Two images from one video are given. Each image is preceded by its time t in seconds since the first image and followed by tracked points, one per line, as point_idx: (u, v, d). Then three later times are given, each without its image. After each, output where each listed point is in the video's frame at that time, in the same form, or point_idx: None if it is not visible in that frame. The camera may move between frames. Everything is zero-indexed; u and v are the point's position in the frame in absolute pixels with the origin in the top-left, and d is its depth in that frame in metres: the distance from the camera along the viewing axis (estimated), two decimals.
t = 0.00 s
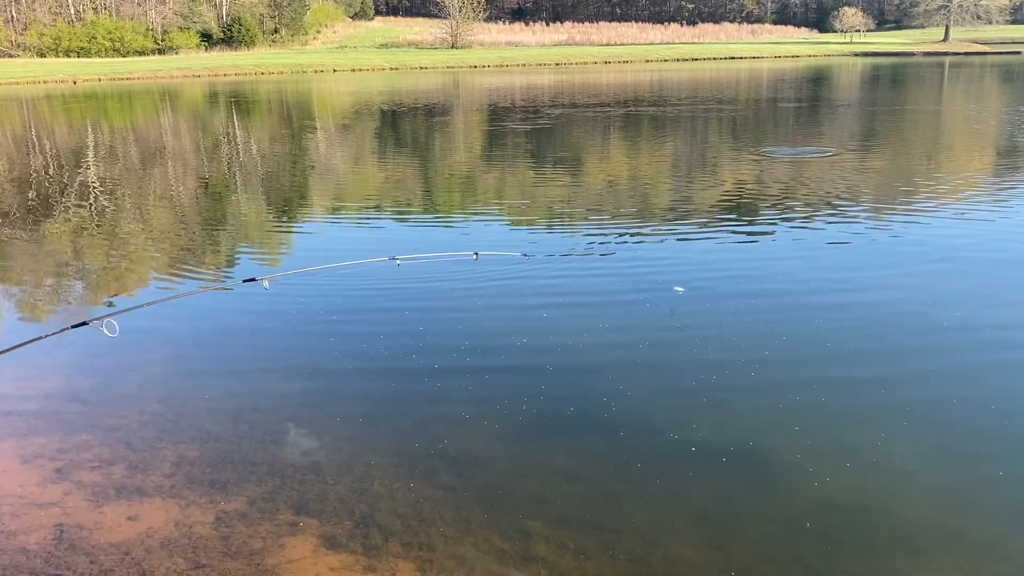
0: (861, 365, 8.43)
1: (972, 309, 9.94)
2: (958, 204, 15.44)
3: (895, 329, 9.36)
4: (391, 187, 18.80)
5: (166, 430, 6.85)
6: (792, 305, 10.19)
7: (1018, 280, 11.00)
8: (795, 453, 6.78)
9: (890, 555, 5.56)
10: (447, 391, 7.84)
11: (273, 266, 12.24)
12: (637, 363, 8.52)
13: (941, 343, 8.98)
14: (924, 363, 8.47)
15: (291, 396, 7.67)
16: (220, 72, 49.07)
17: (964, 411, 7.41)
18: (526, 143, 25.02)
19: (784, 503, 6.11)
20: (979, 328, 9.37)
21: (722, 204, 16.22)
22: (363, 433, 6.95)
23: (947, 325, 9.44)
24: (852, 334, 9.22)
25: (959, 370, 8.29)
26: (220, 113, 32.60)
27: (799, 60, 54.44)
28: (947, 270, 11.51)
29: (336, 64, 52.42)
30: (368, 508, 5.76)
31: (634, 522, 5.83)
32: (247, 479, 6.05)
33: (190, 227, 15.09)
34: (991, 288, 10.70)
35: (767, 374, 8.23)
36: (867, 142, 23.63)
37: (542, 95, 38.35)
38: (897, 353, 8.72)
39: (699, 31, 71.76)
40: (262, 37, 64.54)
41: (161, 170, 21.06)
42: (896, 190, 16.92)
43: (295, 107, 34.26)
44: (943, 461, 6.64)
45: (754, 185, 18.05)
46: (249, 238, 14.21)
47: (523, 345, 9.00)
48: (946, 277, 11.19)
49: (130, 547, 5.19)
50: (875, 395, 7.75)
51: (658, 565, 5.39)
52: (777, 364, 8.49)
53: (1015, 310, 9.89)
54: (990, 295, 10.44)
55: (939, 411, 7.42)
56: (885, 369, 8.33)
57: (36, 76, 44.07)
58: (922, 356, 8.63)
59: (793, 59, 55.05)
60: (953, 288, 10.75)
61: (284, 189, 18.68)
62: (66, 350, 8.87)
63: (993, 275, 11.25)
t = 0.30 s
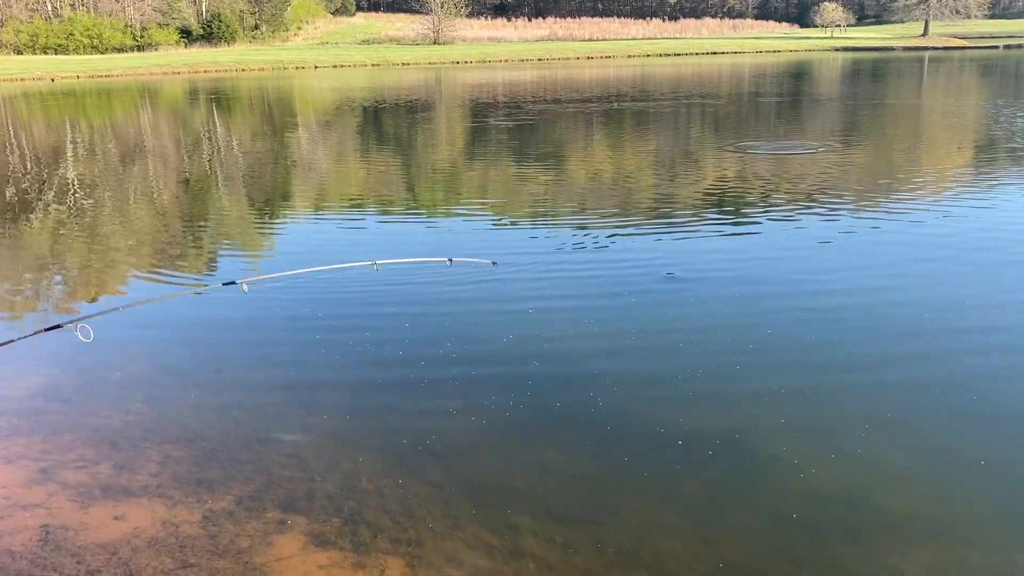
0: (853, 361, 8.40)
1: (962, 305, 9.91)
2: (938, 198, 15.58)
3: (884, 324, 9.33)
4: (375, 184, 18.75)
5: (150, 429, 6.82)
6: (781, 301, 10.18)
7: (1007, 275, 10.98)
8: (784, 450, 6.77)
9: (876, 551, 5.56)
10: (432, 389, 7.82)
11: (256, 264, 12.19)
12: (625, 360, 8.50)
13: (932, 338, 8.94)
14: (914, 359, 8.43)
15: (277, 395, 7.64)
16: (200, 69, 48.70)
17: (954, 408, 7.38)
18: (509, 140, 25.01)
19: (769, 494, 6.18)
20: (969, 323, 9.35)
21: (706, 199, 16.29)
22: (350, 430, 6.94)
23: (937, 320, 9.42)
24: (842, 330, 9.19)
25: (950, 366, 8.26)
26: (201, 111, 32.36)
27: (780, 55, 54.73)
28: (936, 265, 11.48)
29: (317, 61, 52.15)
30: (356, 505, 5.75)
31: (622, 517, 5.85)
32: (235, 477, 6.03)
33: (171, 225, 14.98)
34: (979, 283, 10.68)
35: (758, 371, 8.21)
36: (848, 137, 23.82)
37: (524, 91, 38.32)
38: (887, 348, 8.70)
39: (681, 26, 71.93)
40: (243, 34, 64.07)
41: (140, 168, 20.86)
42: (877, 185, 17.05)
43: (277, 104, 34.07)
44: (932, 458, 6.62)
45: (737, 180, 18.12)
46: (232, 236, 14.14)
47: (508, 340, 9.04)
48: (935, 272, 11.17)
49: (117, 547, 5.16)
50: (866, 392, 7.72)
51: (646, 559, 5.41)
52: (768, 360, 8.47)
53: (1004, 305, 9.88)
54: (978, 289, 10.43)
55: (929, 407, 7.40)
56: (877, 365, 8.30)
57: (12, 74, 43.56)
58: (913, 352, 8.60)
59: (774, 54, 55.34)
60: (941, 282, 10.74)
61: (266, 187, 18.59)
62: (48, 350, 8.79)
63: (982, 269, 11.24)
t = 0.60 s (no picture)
0: (850, 357, 8.41)
1: (961, 303, 9.85)
2: (919, 192, 15.71)
3: (881, 321, 9.32)
4: (358, 180, 18.68)
5: (135, 427, 6.78)
6: (775, 296, 10.21)
7: (1006, 273, 10.90)
8: (777, 440, 6.83)
9: (859, 536, 5.65)
10: (418, 383, 7.85)
11: (240, 261, 12.13)
12: (618, 353, 8.54)
13: (932, 336, 8.90)
14: (914, 357, 8.40)
15: (261, 391, 7.61)
16: (181, 65, 48.25)
17: (952, 405, 7.37)
18: (494, 135, 24.98)
19: (756, 484, 6.23)
20: (968, 322, 9.29)
21: (690, 194, 16.34)
22: (335, 426, 6.92)
23: (934, 318, 9.39)
24: (841, 327, 9.19)
25: (950, 363, 8.23)
26: (182, 107, 32.10)
27: (763, 50, 54.93)
28: (932, 263, 11.44)
29: (299, 57, 51.81)
30: (343, 501, 5.75)
31: (609, 510, 5.87)
32: (220, 475, 6.02)
33: (154, 222, 14.86)
34: (977, 281, 10.62)
35: (754, 363, 8.26)
36: (830, 131, 23.96)
37: (508, 86, 38.26)
38: (887, 346, 8.68)
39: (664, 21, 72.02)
40: (224, 29, 63.52)
41: (121, 165, 20.68)
42: (859, 179, 17.17)
43: (259, 100, 33.83)
44: (926, 452, 6.65)
45: (720, 175, 18.21)
46: (215, 233, 14.05)
47: (493, 334, 9.05)
48: (934, 269, 11.10)
49: (102, 545, 5.13)
50: (866, 388, 7.72)
51: (633, 551, 5.44)
52: (763, 353, 8.51)
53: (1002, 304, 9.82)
54: (975, 287, 10.38)
55: (928, 404, 7.39)
56: (875, 362, 8.29)
57: None
58: (914, 350, 8.57)
59: (756, 49, 55.56)
60: (922, 276, 10.86)
61: (249, 184, 18.48)
62: (30, 348, 8.72)
63: (979, 267, 11.18)
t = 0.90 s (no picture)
0: (851, 353, 8.30)
1: (965, 301, 9.64)
2: (899, 184, 15.84)
3: (882, 317, 9.19)
4: (340, 174, 18.61)
5: (114, 422, 6.73)
6: (770, 289, 10.17)
7: (1014, 271, 10.62)
8: (769, 431, 6.83)
9: (838, 526, 5.67)
10: (401, 375, 7.84)
11: (221, 255, 12.06)
12: (610, 345, 8.54)
13: (937, 334, 8.72)
14: (919, 355, 8.23)
15: (242, 385, 7.57)
16: (160, 59, 47.77)
17: (953, 404, 7.22)
18: (476, 128, 24.93)
19: (737, 473, 6.27)
20: (973, 320, 9.08)
21: (672, 187, 16.40)
22: (317, 419, 6.90)
23: (928, 313, 9.31)
24: (842, 322, 9.07)
25: (955, 362, 8.04)
26: (162, 101, 31.82)
27: (745, 43, 55.09)
28: (933, 258, 11.23)
29: (280, 50, 51.44)
30: (325, 493, 5.75)
31: (592, 499, 5.89)
32: (201, 468, 5.99)
33: (134, 217, 14.75)
34: (980, 278, 10.40)
35: (750, 357, 8.23)
36: (812, 123, 24.07)
37: (490, 79, 38.17)
38: (882, 339, 8.61)
39: (646, 14, 72.06)
40: (203, 23, 62.96)
41: (100, 160, 20.49)
42: (840, 171, 17.28)
43: (240, 94, 33.59)
44: (920, 449, 6.56)
45: (702, 168, 18.27)
46: (195, 228, 13.96)
47: (475, 326, 9.05)
48: (937, 267, 10.88)
49: (81, 539, 5.09)
50: (868, 383, 7.62)
51: (615, 540, 5.46)
52: (760, 346, 8.46)
53: (1006, 301, 9.59)
54: (976, 284, 10.17)
55: (929, 403, 7.25)
56: (877, 359, 8.16)
57: None
58: (919, 348, 8.39)
59: (738, 42, 55.76)
60: (902, 267, 10.94)
61: (231, 178, 18.37)
62: (9, 344, 8.63)
63: (983, 264, 10.93)
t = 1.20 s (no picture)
0: (850, 350, 8.22)
1: (966, 300, 9.46)
2: (878, 176, 15.97)
3: (861, 309, 9.26)
4: (321, 168, 18.52)
5: (93, 420, 6.68)
6: (764, 284, 10.13)
7: (1015, 269, 10.38)
8: (761, 426, 6.83)
9: (820, 518, 5.70)
10: (382, 370, 7.83)
11: (201, 251, 11.99)
12: (599, 337, 8.59)
13: (941, 335, 8.54)
14: (921, 356, 8.08)
15: (222, 382, 7.54)
16: (137, 52, 47.31)
17: (953, 406, 7.10)
18: (458, 122, 24.87)
19: (717, 464, 6.31)
20: (977, 321, 8.87)
21: (653, 181, 16.44)
22: (298, 416, 6.88)
23: (907, 304, 9.38)
24: (842, 320, 8.97)
25: (960, 364, 7.86)
26: (140, 95, 31.54)
27: (725, 36, 55.25)
28: (932, 256, 11.02)
29: (259, 43, 51.06)
30: (306, 489, 5.73)
31: (574, 493, 5.91)
32: (181, 466, 5.95)
33: (113, 213, 14.62)
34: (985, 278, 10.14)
35: (746, 352, 8.21)
36: (792, 116, 24.20)
37: (471, 72, 38.05)
38: (861, 331, 8.67)
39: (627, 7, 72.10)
40: (181, 16, 62.38)
41: (77, 155, 20.29)
42: (819, 164, 17.39)
43: (219, 87, 33.35)
44: (913, 450, 6.49)
45: (684, 162, 18.32)
46: (176, 223, 13.87)
47: (457, 321, 9.05)
48: (940, 266, 10.64)
49: (60, 539, 5.06)
50: (868, 382, 7.54)
51: (597, 534, 5.48)
52: (755, 341, 8.46)
53: (1007, 301, 9.37)
54: (973, 282, 9.99)
55: (926, 403, 7.14)
56: (877, 358, 8.05)
57: None
58: (923, 349, 8.21)
59: (718, 34, 55.92)
60: (881, 259, 11.01)
61: (210, 172, 18.24)
62: None
63: (977, 261, 10.82)
